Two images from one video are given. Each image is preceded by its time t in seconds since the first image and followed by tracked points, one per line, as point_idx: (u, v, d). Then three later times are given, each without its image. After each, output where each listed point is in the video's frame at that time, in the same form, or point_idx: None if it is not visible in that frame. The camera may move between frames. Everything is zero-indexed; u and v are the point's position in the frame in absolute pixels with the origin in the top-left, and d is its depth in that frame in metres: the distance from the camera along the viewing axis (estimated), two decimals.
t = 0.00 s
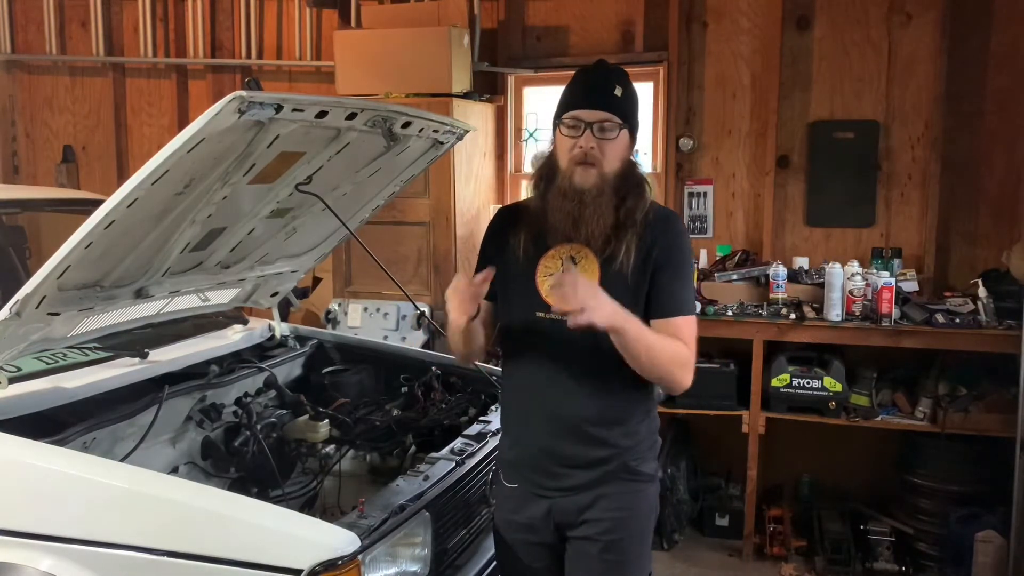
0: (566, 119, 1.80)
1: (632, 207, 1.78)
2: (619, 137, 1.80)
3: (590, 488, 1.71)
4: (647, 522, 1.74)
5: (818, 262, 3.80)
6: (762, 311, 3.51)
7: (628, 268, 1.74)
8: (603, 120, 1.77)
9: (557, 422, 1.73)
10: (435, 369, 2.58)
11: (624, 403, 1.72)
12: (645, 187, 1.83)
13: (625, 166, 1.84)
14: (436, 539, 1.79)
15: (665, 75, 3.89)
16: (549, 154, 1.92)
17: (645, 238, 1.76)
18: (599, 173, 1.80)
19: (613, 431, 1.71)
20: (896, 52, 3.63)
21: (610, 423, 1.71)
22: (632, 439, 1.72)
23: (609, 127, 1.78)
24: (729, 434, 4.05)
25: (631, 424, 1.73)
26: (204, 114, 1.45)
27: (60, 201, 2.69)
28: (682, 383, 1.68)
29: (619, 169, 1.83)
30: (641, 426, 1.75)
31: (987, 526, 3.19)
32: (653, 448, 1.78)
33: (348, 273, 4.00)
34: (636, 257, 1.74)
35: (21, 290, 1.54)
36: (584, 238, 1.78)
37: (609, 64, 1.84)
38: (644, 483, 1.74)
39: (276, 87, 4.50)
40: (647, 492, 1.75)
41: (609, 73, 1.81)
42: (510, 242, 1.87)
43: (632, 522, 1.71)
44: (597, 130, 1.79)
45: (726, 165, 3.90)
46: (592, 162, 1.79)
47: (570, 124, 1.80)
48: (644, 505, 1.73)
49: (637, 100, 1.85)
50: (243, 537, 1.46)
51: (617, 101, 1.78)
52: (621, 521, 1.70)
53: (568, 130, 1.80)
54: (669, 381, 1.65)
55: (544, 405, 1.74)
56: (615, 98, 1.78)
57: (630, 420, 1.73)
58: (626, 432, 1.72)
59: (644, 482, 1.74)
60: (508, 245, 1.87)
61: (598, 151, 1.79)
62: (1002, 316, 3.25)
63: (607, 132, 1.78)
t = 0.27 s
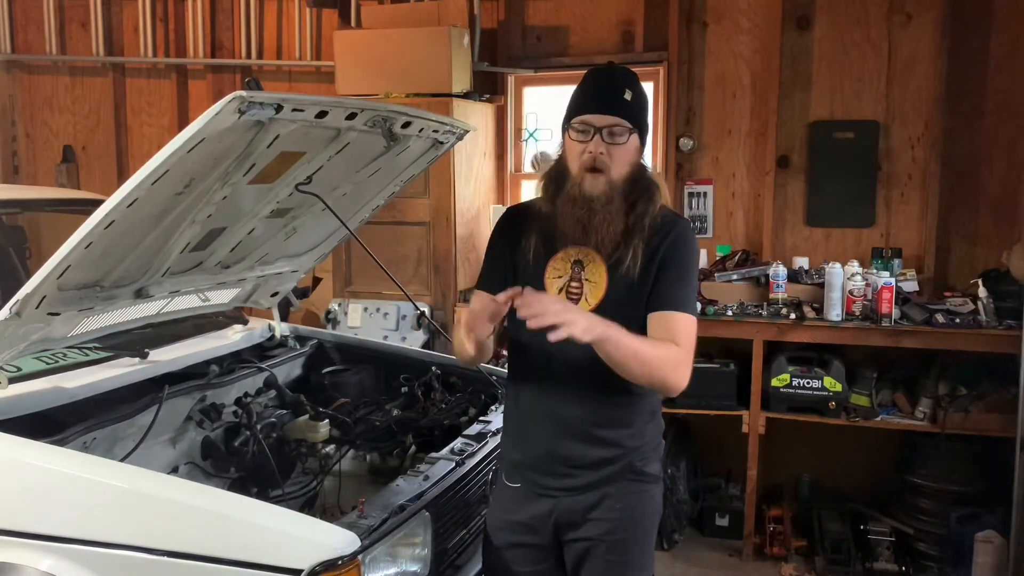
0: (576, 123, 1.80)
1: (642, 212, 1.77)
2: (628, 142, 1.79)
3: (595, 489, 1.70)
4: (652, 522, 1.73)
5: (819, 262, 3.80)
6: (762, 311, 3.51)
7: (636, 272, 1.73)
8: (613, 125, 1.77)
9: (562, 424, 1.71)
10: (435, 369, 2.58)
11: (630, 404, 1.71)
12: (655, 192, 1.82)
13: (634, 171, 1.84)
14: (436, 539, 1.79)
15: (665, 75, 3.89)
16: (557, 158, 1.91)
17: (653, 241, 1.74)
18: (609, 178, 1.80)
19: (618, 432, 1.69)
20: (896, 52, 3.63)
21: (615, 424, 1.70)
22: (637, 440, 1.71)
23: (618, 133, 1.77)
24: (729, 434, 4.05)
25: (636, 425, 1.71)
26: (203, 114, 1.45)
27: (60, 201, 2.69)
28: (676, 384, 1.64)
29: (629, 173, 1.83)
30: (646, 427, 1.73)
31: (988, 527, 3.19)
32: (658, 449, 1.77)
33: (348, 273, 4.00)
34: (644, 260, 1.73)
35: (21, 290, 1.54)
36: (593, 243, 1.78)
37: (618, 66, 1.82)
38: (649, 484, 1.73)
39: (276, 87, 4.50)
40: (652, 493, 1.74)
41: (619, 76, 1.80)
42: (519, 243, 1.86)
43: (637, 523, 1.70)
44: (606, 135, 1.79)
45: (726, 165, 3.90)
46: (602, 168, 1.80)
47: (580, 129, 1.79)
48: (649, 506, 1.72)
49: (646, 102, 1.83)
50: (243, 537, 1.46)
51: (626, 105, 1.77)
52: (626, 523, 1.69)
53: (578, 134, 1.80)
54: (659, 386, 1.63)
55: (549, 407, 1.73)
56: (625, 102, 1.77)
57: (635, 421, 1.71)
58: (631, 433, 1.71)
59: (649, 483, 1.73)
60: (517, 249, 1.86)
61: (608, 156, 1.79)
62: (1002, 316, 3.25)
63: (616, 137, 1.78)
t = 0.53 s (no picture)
0: (576, 126, 1.79)
1: (644, 213, 1.77)
2: (629, 144, 1.79)
3: (599, 487, 1.70)
4: (655, 521, 1.73)
5: (819, 262, 3.80)
6: (762, 311, 3.51)
7: (639, 274, 1.73)
8: (613, 128, 1.77)
9: (565, 422, 1.71)
10: (435, 369, 2.58)
11: (633, 403, 1.71)
12: (657, 193, 1.82)
13: (636, 172, 1.83)
14: (436, 539, 1.79)
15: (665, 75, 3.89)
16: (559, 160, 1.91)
17: (657, 243, 1.74)
18: (610, 181, 1.80)
19: (621, 430, 1.70)
20: (896, 52, 3.63)
21: (618, 422, 1.70)
22: (640, 439, 1.71)
23: (619, 135, 1.77)
24: (729, 434, 4.05)
25: (638, 423, 1.72)
26: (203, 114, 1.45)
27: (60, 201, 2.69)
28: (675, 391, 1.65)
29: (631, 175, 1.83)
30: (648, 425, 1.74)
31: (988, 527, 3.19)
32: (660, 448, 1.77)
33: (348, 273, 4.00)
34: (648, 262, 1.73)
35: (21, 290, 1.54)
36: (596, 245, 1.77)
37: (619, 66, 1.81)
38: (651, 482, 1.73)
39: (276, 87, 4.50)
40: (654, 491, 1.74)
41: (620, 77, 1.79)
42: (520, 244, 1.86)
43: (641, 521, 1.70)
44: (607, 138, 1.78)
45: (726, 165, 3.90)
46: (604, 171, 1.80)
47: (581, 132, 1.79)
48: (652, 504, 1.72)
49: (648, 102, 1.82)
50: (242, 537, 1.46)
51: (628, 107, 1.76)
52: (630, 521, 1.69)
53: (579, 137, 1.80)
54: (658, 390, 1.64)
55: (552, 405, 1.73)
56: (626, 103, 1.76)
57: (638, 420, 1.72)
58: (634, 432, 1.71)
59: (652, 481, 1.73)
60: (519, 250, 1.86)
61: (609, 159, 1.80)
62: (1003, 316, 3.24)
63: (617, 139, 1.78)
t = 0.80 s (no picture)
0: (573, 126, 1.79)
1: (641, 210, 1.77)
2: (625, 142, 1.79)
3: (597, 485, 1.70)
4: (654, 518, 1.73)
5: (819, 262, 3.80)
6: (762, 311, 3.51)
7: (636, 270, 1.73)
8: (609, 126, 1.76)
9: (563, 419, 1.72)
10: (434, 369, 2.58)
11: (630, 400, 1.71)
12: (654, 189, 1.82)
13: (632, 170, 1.83)
14: (436, 539, 1.79)
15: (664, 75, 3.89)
16: (556, 159, 1.91)
17: (653, 240, 1.75)
18: (607, 178, 1.80)
19: (620, 427, 1.70)
20: (896, 52, 3.63)
21: (617, 419, 1.70)
22: (638, 436, 1.71)
23: (616, 134, 1.77)
24: (729, 434, 4.05)
25: (637, 421, 1.72)
26: (204, 114, 1.45)
27: (60, 201, 2.69)
28: (669, 383, 1.65)
29: (627, 173, 1.82)
30: (646, 423, 1.74)
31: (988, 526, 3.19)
32: (659, 446, 1.77)
33: (348, 273, 4.00)
34: (645, 257, 1.73)
35: (21, 290, 1.54)
36: (593, 242, 1.77)
37: (614, 67, 1.81)
38: (651, 480, 1.73)
39: (276, 87, 4.50)
40: (653, 489, 1.74)
41: (615, 77, 1.78)
42: (519, 244, 1.86)
43: (640, 518, 1.70)
44: (603, 136, 1.78)
45: (726, 165, 3.90)
46: (600, 169, 1.79)
47: (577, 131, 1.79)
48: (651, 501, 1.72)
49: (643, 101, 1.82)
50: (242, 537, 1.46)
51: (623, 107, 1.76)
52: (628, 518, 1.69)
53: (576, 136, 1.79)
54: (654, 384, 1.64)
55: (550, 402, 1.74)
56: (621, 103, 1.76)
57: (636, 417, 1.72)
58: (633, 429, 1.71)
59: (651, 479, 1.73)
60: (518, 249, 1.87)
61: (606, 157, 1.79)
62: (1003, 316, 3.24)
63: (613, 138, 1.77)
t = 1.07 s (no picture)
0: (547, 124, 1.81)
1: (620, 199, 1.77)
2: (598, 134, 1.79)
3: (590, 475, 1.71)
4: (648, 510, 1.73)
5: (819, 262, 3.80)
6: (762, 311, 3.51)
7: (618, 259, 1.72)
8: (581, 120, 1.77)
9: (556, 410, 1.74)
10: (435, 369, 2.58)
11: (625, 391, 1.72)
12: (634, 178, 1.82)
13: (611, 161, 1.83)
14: (436, 539, 1.79)
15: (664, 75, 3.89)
16: (539, 159, 1.92)
17: (634, 228, 1.74)
18: (584, 170, 1.80)
19: (613, 418, 1.70)
20: (896, 52, 3.63)
21: (610, 410, 1.71)
22: (632, 428, 1.71)
23: (588, 127, 1.78)
24: (729, 434, 4.05)
25: (631, 412, 1.72)
26: (204, 114, 1.45)
27: (60, 201, 2.69)
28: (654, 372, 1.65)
29: (605, 164, 1.82)
30: (642, 414, 1.74)
31: (988, 526, 3.19)
32: (656, 437, 1.77)
33: (348, 273, 4.00)
34: (626, 246, 1.72)
35: (21, 290, 1.54)
36: (576, 236, 1.78)
37: (584, 64, 1.82)
38: (645, 471, 1.73)
39: (276, 87, 4.50)
40: (648, 481, 1.73)
41: (584, 73, 1.80)
42: (512, 247, 1.89)
43: (632, 510, 1.70)
44: (576, 131, 1.79)
45: (726, 165, 3.90)
46: (576, 161, 1.80)
47: (551, 129, 1.80)
48: (645, 493, 1.72)
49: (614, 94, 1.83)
50: (242, 537, 1.46)
51: (593, 100, 1.77)
52: (620, 509, 1.69)
53: (550, 132, 1.81)
54: (639, 372, 1.64)
55: (543, 394, 1.76)
56: (589, 97, 1.77)
57: (630, 408, 1.72)
58: (627, 420, 1.71)
59: (645, 470, 1.73)
60: (512, 250, 1.89)
61: (580, 150, 1.80)
62: (1003, 316, 3.24)
63: (585, 131, 1.78)
